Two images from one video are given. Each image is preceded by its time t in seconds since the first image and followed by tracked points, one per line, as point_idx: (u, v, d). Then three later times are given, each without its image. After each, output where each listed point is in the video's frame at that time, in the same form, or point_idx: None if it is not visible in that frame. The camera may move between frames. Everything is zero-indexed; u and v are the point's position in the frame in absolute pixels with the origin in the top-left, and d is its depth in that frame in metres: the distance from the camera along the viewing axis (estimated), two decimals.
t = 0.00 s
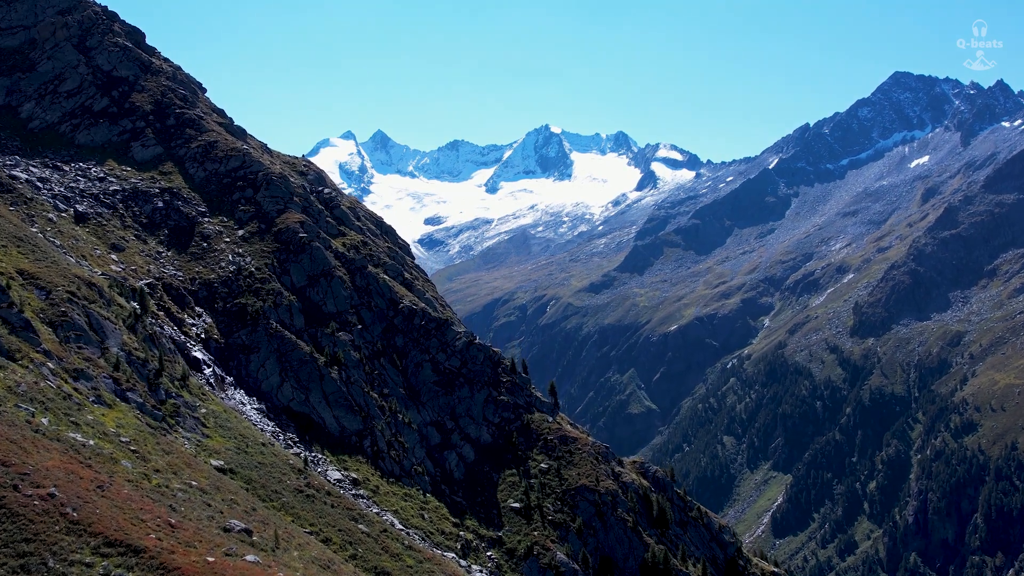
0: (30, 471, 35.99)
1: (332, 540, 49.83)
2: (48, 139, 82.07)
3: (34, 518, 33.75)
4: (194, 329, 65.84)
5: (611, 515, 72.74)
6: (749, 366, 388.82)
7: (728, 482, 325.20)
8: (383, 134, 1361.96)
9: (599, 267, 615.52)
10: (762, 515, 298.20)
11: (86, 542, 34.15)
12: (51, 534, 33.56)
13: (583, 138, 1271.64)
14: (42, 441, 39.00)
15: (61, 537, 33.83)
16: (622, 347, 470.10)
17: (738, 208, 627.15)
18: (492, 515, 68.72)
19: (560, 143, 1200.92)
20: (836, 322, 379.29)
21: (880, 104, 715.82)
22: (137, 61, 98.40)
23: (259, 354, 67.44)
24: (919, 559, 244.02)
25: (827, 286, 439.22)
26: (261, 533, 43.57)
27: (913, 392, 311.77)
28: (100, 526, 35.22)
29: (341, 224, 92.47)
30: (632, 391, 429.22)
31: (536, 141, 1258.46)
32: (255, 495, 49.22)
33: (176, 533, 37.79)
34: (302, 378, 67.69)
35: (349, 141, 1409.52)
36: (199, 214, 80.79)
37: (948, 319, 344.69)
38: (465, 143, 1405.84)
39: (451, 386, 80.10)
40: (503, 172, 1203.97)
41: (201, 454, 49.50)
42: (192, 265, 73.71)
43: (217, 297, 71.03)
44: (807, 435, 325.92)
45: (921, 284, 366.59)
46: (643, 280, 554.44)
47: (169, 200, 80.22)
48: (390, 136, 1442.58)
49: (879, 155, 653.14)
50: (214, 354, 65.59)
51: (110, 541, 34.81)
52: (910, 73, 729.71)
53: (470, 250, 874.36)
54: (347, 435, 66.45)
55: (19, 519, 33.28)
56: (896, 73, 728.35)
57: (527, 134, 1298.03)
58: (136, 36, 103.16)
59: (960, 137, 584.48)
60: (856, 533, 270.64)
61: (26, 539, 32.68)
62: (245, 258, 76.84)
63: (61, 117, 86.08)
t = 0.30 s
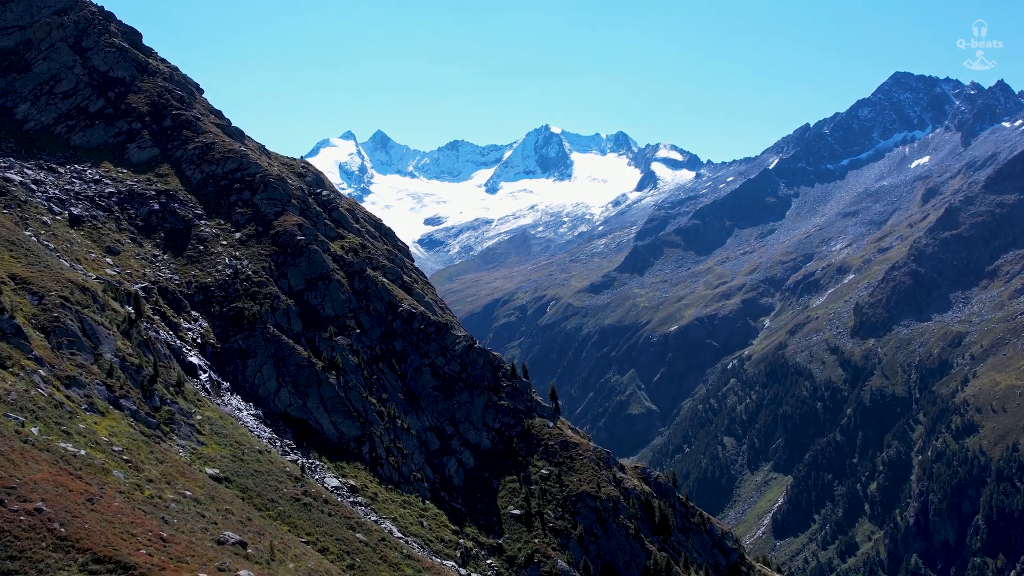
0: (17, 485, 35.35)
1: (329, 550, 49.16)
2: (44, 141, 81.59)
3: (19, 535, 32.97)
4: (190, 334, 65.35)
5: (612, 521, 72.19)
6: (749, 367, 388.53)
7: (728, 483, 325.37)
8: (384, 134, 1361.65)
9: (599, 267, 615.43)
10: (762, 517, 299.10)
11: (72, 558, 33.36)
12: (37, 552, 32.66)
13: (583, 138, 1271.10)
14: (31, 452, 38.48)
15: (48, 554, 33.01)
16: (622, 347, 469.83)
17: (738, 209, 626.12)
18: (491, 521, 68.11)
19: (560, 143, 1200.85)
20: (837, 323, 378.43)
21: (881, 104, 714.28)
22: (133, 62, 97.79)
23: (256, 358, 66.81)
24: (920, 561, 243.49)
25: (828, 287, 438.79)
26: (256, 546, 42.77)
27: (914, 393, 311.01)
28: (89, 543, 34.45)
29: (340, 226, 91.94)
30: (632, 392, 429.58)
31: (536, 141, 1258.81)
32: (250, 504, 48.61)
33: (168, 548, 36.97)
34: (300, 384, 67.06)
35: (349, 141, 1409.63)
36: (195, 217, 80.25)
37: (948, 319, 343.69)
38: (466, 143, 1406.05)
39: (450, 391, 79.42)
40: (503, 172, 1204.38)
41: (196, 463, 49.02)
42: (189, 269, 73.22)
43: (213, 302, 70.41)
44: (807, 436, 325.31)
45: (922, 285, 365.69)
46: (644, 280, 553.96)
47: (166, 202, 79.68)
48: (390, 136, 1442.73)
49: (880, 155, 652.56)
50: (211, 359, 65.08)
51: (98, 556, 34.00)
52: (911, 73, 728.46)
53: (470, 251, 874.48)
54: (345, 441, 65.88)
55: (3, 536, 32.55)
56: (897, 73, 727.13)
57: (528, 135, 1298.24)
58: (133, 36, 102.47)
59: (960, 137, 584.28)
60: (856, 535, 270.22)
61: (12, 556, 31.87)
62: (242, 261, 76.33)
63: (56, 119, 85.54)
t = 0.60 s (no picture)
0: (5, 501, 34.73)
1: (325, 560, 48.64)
2: (39, 143, 80.98)
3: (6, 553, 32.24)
4: (186, 338, 64.97)
5: (614, 528, 71.70)
6: (750, 368, 388.35)
7: (728, 484, 325.58)
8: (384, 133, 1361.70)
9: (599, 267, 615.41)
10: (762, 517, 299.59)
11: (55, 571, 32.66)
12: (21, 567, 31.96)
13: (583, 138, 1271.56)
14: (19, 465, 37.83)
15: (32, 570, 32.23)
16: (622, 348, 469.29)
17: (738, 209, 624.82)
18: (492, 529, 67.54)
19: (560, 144, 1201.43)
20: (838, 324, 377.39)
21: (881, 104, 712.84)
22: (130, 63, 97.21)
23: (253, 364, 66.40)
24: (921, 562, 242.68)
25: (828, 288, 438.27)
26: (250, 560, 42.11)
27: (916, 394, 310.06)
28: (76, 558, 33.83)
29: (338, 229, 91.06)
30: (632, 393, 429.68)
31: (536, 142, 1260.66)
32: (247, 515, 48.14)
33: (158, 563, 36.39)
34: (297, 389, 66.65)
35: (349, 141, 1409.74)
36: (192, 219, 79.67)
37: (949, 320, 342.46)
38: (466, 143, 1407.63)
39: (450, 396, 78.74)
40: (503, 172, 1206.17)
41: (192, 473, 48.56)
42: (185, 273, 72.79)
43: (209, 305, 70.08)
44: (808, 437, 324.43)
45: (923, 286, 364.58)
46: (644, 280, 553.30)
47: (162, 205, 79.13)
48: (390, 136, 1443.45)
49: (880, 155, 651.99)
50: (207, 364, 64.64)
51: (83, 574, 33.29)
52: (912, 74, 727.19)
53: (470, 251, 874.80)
54: (343, 447, 65.43)
55: None
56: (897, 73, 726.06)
57: (528, 135, 1299.98)
58: (130, 37, 101.81)
59: (961, 137, 584.27)
60: (858, 536, 269.50)
61: None
62: (239, 264, 75.96)
63: (51, 120, 85.01)
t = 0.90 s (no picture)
0: None
1: None
2: None
3: None
4: (140, 394, 73.27)
5: None
6: (754, 376, 382.45)
7: (733, 496, 319.35)
8: (383, 135, 1354.67)
9: (600, 272, 609.73)
10: (769, 530, 292.63)
11: None
12: None
13: (584, 140, 1265.70)
14: None
15: None
16: (624, 355, 463.37)
17: (741, 213, 618.65)
18: None
19: (561, 146, 1196.53)
20: (844, 332, 371.31)
21: (886, 108, 705.68)
22: (93, 74, 106.71)
23: (216, 425, 74.58)
24: None
25: (833, 294, 432.07)
26: None
27: (924, 405, 304.07)
28: None
29: (322, 259, 100.43)
30: (634, 401, 423.46)
31: (536, 145, 1257.75)
32: None
33: None
34: (270, 457, 75.09)
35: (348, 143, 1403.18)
36: (154, 252, 88.77)
37: (958, 329, 335.60)
38: (466, 146, 1403.18)
39: (443, 454, 87.78)
40: (503, 176, 1203.92)
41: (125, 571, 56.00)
42: (143, 315, 81.41)
43: (171, 353, 78.48)
44: (814, 448, 317.83)
45: (931, 294, 357.96)
46: (646, 285, 547.73)
47: (120, 235, 88.18)
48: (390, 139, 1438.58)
49: (884, 160, 646.18)
50: (164, 424, 72.90)
51: None
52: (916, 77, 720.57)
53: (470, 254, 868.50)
54: (322, 524, 73.92)
55: None
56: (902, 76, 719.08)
57: (528, 138, 1295.46)
58: (93, 44, 111.21)
59: (966, 142, 579.44)
60: (866, 551, 263.77)
61: None
62: (206, 304, 84.65)
63: (9, 138, 94.80)
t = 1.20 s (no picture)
0: None
1: None
2: None
3: None
4: (78, 472, 72.04)
5: None
6: (757, 385, 376.12)
7: (736, 508, 312.92)
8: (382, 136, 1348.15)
9: (601, 276, 603.47)
10: (773, 544, 286.41)
11: None
12: None
13: (584, 142, 1259.75)
14: None
15: None
16: (625, 361, 457.10)
17: (743, 217, 612.00)
18: None
19: (561, 148, 1190.90)
20: (849, 340, 365.36)
21: (889, 111, 699.45)
22: (47, 90, 110.14)
23: (169, 507, 72.85)
24: None
25: (838, 301, 425.83)
26: None
27: (932, 416, 298.02)
28: None
29: (306, 307, 101.63)
30: (636, 408, 417.15)
31: (536, 147, 1252.27)
32: None
33: None
34: (232, 545, 73.25)
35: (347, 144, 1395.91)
36: (104, 295, 89.49)
37: (966, 338, 329.03)
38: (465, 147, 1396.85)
39: (438, 534, 86.63)
40: (503, 178, 1199.25)
41: None
42: (88, 372, 81.31)
43: (118, 420, 77.91)
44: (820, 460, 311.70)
45: (937, 302, 352.00)
46: (647, 290, 541.61)
47: (67, 275, 89.38)
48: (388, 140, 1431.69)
49: (887, 164, 640.43)
50: (107, 508, 71.20)
51: None
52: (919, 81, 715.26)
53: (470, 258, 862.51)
54: None
55: None
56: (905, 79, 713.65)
57: (528, 141, 1290.87)
58: (48, 52, 115.16)
59: (970, 146, 573.92)
60: (873, 567, 258.19)
61: None
62: (163, 359, 84.53)
63: None
